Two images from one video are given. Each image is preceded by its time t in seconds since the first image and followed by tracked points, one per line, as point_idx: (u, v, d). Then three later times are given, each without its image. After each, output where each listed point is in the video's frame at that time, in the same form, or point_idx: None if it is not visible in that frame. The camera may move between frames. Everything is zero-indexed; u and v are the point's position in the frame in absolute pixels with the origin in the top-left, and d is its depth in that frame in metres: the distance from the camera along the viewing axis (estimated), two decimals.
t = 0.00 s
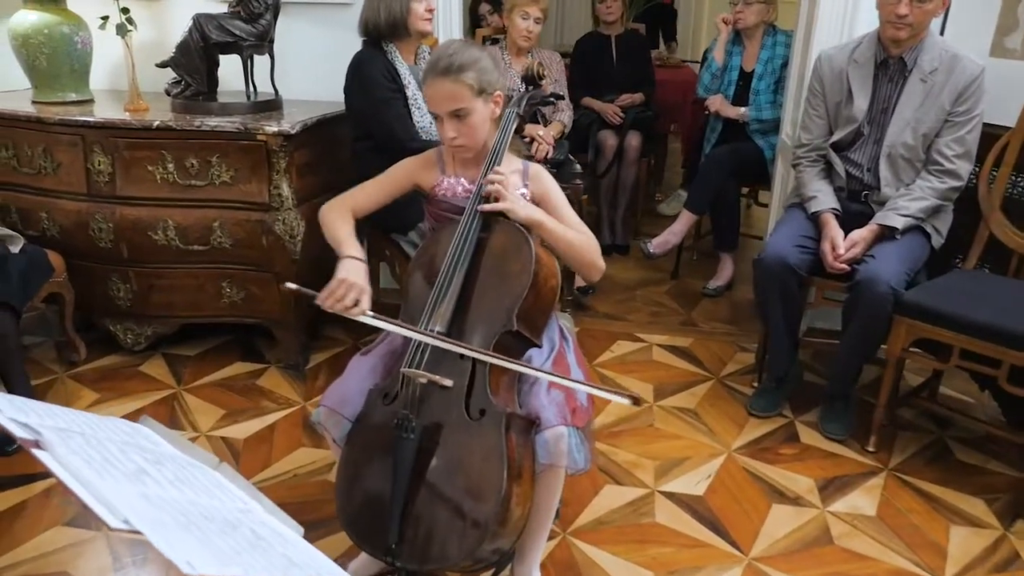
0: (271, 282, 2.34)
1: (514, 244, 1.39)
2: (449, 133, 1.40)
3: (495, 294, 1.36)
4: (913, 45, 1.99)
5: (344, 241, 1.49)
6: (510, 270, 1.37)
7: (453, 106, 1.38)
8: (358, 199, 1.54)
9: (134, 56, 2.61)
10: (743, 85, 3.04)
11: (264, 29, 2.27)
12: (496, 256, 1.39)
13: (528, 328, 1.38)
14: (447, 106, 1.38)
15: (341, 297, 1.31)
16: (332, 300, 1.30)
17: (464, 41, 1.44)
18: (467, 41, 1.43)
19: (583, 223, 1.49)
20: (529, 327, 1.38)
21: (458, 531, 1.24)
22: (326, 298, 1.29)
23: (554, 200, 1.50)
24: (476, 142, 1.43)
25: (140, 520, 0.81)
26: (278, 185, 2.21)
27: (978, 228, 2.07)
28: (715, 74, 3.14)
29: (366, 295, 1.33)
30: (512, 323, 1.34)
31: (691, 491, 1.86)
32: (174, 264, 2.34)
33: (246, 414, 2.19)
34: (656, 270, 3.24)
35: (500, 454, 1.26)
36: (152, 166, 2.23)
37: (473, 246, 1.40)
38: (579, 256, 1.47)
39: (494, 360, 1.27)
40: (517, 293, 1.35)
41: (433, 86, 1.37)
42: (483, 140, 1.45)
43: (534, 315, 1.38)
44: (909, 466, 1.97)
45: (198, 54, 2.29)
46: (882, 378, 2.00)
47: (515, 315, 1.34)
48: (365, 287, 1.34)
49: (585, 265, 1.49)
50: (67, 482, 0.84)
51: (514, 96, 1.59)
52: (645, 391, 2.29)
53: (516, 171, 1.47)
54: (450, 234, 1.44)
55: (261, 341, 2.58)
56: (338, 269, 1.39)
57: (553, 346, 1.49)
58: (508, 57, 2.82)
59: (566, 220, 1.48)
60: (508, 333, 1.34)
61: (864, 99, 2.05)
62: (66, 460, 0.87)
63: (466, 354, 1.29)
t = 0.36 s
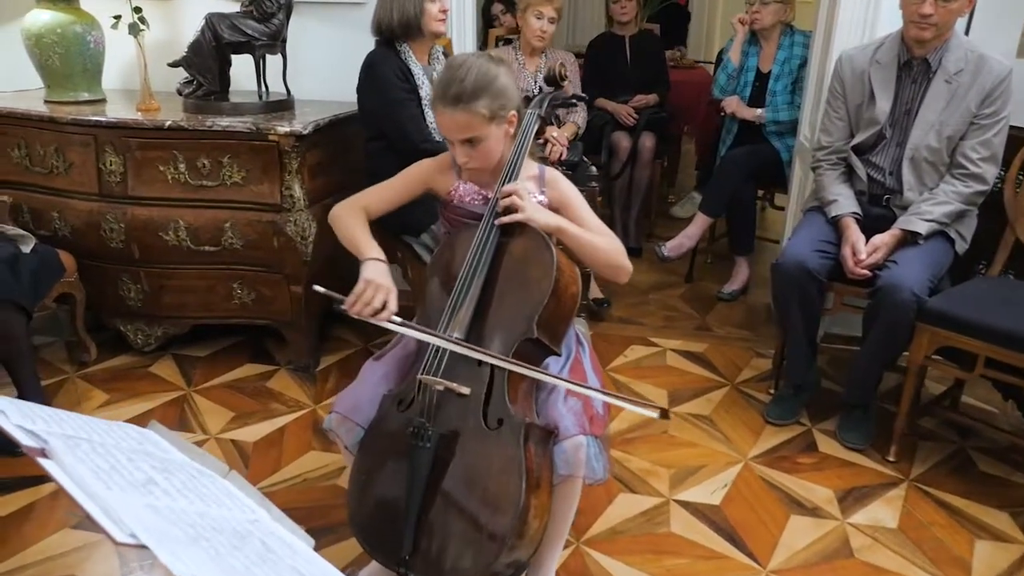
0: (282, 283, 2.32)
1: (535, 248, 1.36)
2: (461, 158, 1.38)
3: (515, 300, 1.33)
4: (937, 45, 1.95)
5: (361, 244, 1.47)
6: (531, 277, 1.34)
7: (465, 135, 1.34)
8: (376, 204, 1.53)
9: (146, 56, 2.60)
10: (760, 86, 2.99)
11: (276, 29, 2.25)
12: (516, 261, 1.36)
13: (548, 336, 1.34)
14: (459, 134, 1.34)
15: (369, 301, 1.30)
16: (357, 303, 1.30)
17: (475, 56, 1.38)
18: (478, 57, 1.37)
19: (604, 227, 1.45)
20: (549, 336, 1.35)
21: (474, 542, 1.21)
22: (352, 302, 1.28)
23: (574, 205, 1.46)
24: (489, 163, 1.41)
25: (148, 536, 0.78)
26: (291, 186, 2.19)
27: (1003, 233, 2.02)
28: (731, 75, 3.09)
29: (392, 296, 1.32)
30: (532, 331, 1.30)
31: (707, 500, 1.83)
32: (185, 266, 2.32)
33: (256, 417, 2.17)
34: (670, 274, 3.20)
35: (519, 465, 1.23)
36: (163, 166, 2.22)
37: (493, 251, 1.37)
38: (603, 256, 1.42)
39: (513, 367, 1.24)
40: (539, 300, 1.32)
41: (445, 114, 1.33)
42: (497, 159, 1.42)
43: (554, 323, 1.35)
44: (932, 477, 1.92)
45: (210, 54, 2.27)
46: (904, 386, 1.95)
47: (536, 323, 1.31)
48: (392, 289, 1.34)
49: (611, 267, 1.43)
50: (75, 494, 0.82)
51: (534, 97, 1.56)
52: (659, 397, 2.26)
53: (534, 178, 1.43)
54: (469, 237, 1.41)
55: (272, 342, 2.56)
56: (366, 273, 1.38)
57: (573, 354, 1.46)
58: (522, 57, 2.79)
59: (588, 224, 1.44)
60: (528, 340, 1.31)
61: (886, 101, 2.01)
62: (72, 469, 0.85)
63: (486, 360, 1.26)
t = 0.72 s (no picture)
0: (296, 284, 2.30)
1: (550, 253, 1.33)
2: (468, 165, 1.35)
3: (527, 303, 1.30)
4: (969, 45, 1.89)
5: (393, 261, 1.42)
6: (546, 283, 1.30)
7: (469, 141, 1.31)
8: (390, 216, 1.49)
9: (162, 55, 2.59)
10: (783, 87, 2.94)
11: (292, 27, 2.23)
12: (529, 265, 1.33)
13: (560, 341, 1.30)
14: (464, 140, 1.31)
15: (409, 322, 1.24)
16: (395, 325, 1.23)
17: (479, 57, 1.35)
18: (482, 59, 1.34)
19: (626, 216, 1.41)
20: (562, 341, 1.31)
21: (484, 554, 1.17)
22: (391, 323, 1.23)
23: (590, 200, 1.42)
24: (497, 168, 1.37)
25: (144, 548, 0.75)
26: (304, 186, 2.17)
27: None
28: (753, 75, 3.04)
29: (433, 317, 1.27)
30: (545, 336, 1.27)
31: (725, 511, 1.78)
32: (199, 265, 2.31)
33: (267, 418, 2.15)
34: (689, 277, 3.15)
35: (529, 473, 1.19)
36: (178, 165, 2.20)
37: (505, 254, 1.34)
38: (632, 244, 1.37)
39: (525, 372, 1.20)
40: (551, 304, 1.28)
41: (447, 120, 1.30)
42: (506, 163, 1.38)
43: (567, 328, 1.31)
44: (958, 490, 1.86)
45: (226, 52, 2.26)
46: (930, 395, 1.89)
47: (548, 328, 1.27)
48: (433, 309, 1.28)
49: (641, 256, 1.39)
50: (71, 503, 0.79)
51: (550, 98, 1.53)
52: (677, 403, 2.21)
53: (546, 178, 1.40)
54: (482, 239, 1.38)
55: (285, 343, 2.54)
56: (404, 293, 1.33)
57: (587, 360, 1.42)
58: (540, 57, 2.75)
59: (605, 215, 1.40)
60: (539, 345, 1.28)
61: (915, 102, 1.95)
62: (69, 476, 0.82)
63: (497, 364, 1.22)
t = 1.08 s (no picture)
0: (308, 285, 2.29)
1: (562, 259, 1.31)
2: (487, 157, 1.31)
3: (537, 309, 1.27)
4: (995, 46, 1.84)
5: (361, 240, 1.40)
6: (556, 288, 1.28)
7: (491, 130, 1.27)
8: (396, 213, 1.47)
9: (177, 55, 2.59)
10: (803, 88, 2.89)
11: (306, 28, 2.22)
12: (539, 271, 1.31)
13: (571, 349, 1.27)
14: (485, 129, 1.27)
15: (359, 302, 1.23)
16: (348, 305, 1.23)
17: (499, 50, 1.33)
18: (502, 51, 1.32)
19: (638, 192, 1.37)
20: (572, 349, 1.27)
21: (488, 565, 1.15)
22: (344, 303, 1.22)
23: (601, 183, 1.39)
24: (514, 163, 1.34)
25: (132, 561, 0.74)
26: (317, 187, 2.16)
27: None
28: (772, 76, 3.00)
29: (384, 297, 1.25)
30: (555, 345, 1.24)
31: (739, 522, 1.74)
32: (211, 265, 2.30)
33: (277, 420, 2.14)
34: (705, 281, 3.11)
35: (536, 483, 1.16)
36: (191, 165, 2.20)
37: (514, 260, 1.32)
38: (650, 212, 1.33)
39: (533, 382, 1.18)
40: (562, 312, 1.26)
41: (469, 106, 1.26)
42: (522, 159, 1.35)
43: (578, 335, 1.28)
44: (980, 504, 1.81)
45: (240, 52, 2.25)
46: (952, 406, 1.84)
47: (558, 336, 1.25)
48: (384, 289, 1.27)
49: (659, 223, 1.34)
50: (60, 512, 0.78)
51: (564, 98, 1.50)
52: (691, 410, 2.17)
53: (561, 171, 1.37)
54: (491, 243, 1.36)
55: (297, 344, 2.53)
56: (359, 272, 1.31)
57: (599, 366, 1.39)
58: (556, 57, 2.72)
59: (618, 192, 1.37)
60: (549, 354, 1.25)
61: (939, 105, 1.90)
62: (60, 483, 0.81)
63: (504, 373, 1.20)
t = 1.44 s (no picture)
0: (320, 286, 2.29)
1: (564, 262, 1.29)
2: (480, 172, 1.31)
3: (538, 314, 1.26)
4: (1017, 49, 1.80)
5: (409, 267, 1.38)
6: (557, 291, 1.27)
7: (482, 148, 1.27)
8: (404, 219, 1.46)
9: (193, 56, 2.61)
10: (821, 92, 2.86)
11: (320, 29, 2.22)
12: (542, 275, 1.29)
13: (572, 354, 1.26)
14: (477, 147, 1.27)
15: (425, 328, 1.21)
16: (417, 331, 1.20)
17: (493, 62, 1.32)
18: (496, 64, 1.31)
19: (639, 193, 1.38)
20: (574, 354, 1.26)
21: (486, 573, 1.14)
22: (409, 330, 1.19)
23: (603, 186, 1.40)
24: (509, 176, 1.33)
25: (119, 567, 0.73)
26: (328, 188, 2.16)
27: None
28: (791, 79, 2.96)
29: (449, 324, 1.23)
30: (554, 350, 1.22)
31: (748, 531, 1.72)
32: (224, 266, 2.32)
33: (287, 421, 2.14)
34: (721, 285, 3.08)
35: (535, 491, 1.15)
36: (205, 166, 2.21)
37: (516, 264, 1.31)
38: (653, 210, 1.33)
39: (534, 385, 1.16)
40: (562, 316, 1.24)
41: (460, 124, 1.27)
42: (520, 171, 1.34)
43: (581, 341, 1.27)
44: (997, 517, 1.77)
45: (255, 54, 2.26)
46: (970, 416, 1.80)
47: (558, 340, 1.23)
48: (448, 314, 1.25)
49: (662, 223, 1.34)
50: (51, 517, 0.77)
51: (570, 103, 1.48)
52: (702, 416, 2.15)
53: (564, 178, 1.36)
54: (495, 248, 1.35)
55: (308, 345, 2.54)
56: (419, 300, 1.29)
57: (601, 371, 1.37)
58: (571, 59, 2.71)
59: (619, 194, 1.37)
60: (550, 359, 1.23)
61: (958, 109, 1.87)
62: (52, 487, 0.81)
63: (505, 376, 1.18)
